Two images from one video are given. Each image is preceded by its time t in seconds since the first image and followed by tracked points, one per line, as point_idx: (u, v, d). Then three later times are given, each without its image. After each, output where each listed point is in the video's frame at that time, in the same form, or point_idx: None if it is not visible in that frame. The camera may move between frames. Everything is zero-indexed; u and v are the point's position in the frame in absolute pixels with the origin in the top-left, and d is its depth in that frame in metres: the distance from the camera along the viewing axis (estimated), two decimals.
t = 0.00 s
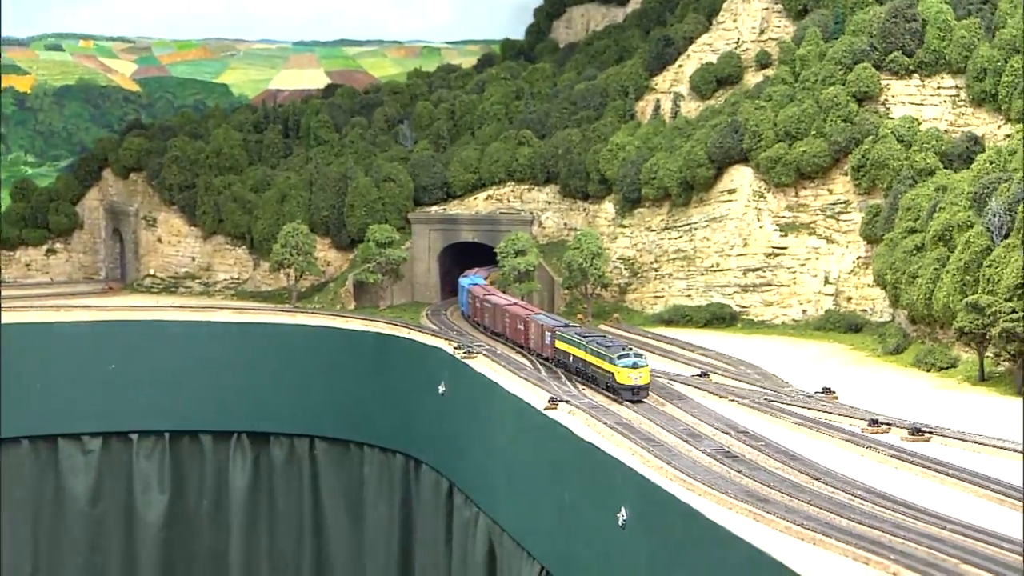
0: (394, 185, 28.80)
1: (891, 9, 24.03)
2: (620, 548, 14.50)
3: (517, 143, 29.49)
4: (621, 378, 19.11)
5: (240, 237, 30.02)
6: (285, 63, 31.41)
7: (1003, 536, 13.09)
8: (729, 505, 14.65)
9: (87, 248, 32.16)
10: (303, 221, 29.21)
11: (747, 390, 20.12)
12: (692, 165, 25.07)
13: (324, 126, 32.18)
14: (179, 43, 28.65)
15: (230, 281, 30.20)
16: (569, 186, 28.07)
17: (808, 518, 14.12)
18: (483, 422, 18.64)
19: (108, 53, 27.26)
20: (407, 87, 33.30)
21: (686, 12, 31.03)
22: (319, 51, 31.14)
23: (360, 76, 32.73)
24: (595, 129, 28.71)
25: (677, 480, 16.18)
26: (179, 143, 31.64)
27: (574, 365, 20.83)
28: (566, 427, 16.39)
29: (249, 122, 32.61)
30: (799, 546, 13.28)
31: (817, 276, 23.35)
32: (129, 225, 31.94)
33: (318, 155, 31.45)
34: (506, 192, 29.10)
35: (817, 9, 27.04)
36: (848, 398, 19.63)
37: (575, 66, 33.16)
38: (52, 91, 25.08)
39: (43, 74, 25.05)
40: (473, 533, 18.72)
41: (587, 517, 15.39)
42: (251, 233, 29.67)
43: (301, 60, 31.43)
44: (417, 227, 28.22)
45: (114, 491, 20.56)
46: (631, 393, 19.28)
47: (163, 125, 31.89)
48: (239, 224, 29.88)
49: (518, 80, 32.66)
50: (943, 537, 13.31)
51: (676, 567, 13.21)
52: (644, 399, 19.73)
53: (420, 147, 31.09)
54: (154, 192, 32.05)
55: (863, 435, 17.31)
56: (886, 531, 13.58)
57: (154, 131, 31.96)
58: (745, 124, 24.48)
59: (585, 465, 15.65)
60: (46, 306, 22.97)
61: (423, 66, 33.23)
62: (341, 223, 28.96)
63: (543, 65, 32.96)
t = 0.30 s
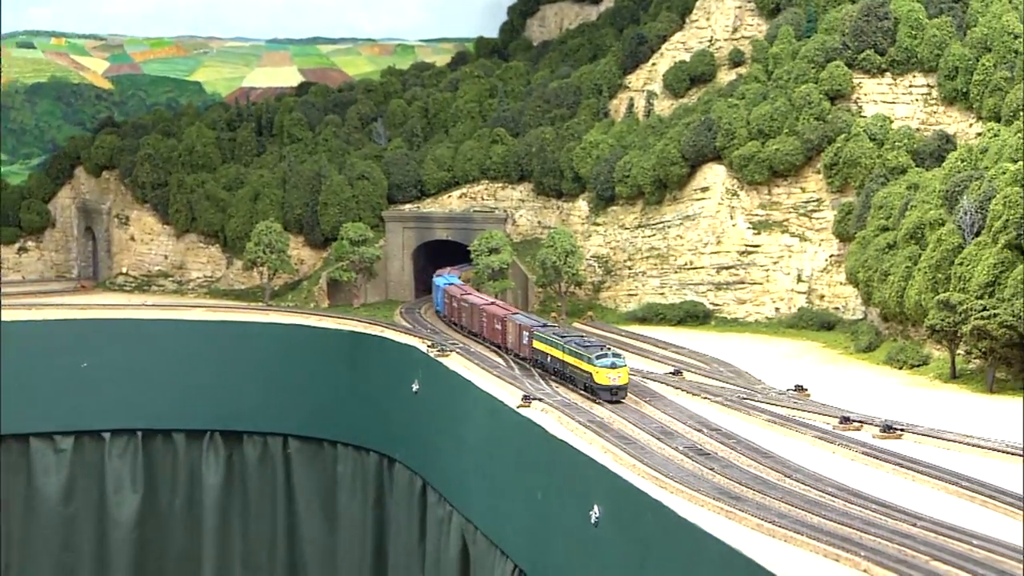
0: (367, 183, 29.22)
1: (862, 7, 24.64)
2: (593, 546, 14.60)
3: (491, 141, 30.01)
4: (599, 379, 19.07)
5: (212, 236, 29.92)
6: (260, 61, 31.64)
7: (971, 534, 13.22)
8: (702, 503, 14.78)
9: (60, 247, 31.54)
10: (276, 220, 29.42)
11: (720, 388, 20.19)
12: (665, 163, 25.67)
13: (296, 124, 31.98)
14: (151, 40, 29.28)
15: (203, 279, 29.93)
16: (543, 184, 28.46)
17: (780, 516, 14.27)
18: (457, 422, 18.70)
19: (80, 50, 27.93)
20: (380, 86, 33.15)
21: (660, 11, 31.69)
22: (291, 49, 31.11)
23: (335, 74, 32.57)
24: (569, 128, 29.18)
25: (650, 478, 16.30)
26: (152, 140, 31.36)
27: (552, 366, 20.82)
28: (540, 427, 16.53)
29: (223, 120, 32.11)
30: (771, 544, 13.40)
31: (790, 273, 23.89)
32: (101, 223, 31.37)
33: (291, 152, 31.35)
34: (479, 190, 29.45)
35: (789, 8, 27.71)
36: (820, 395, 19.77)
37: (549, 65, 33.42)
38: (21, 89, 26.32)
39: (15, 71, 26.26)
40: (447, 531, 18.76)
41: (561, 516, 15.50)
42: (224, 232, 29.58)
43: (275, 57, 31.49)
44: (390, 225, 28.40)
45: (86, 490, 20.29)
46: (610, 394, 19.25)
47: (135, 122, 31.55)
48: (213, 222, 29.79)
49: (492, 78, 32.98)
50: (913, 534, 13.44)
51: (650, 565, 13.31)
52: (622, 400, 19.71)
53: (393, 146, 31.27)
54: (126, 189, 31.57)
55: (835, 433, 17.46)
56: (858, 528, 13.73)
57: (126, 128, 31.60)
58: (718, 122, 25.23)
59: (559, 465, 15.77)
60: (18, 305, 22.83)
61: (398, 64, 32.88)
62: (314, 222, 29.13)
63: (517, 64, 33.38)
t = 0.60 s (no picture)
0: (341, 181, 29.37)
1: (836, 6, 25.43)
2: (568, 543, 14.73)
3: (465, 139, 30.05)
4: (578, 378, 19.07)
5: (187, 234, 30.13)
6: (233, 59, 31.49)
7: (942, 530, 13.27)
8: (675, 501, 14.92)
9: (32, 245, 31.72)
10: (250, 219, 29.67)
11: (694, 386, 20.35)
12: (641, 161, 26.05)
13: (270, 122, 32.13)
14: (125, 36, 28.51)
15: (178, 277, 30.12)
16: (518, 182, 28.60)
17: (752, 513, 14.42)
18: (430, 420, 18.82)
19: (52, 48, 26.72)
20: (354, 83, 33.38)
21: (634, 10, 32.50)
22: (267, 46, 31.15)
23: (308, 71, 32.76)
24: (543, 126, 29.46)
25: (623, 476, 16.41)
26: (126, 139, 31.64)
27: (531, 366, 20.82)
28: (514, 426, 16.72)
29: (197, 118, 32.21)
30: (745, 541, 13.48)
31: (763, 272, 24.26)
32: (75, 222, 31.46)
33: (266, 152, 31.42)
34: (454, 188, 29.61)
35: (762, 7, 28.46)
36: (794, 393, 19.93)
37: (524, 62, 33.89)
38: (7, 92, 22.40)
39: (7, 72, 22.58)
40: (422, 529, 18.84)
41: (535, 515, 15.63)
42: (198, 230, 29.84)
43: (249, 56, 31.44)
44: (366, 223, 28.48)
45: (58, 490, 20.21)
46: (589, 394, 19.23)
47: (109, 121, 31.72)
48: (186, 221, 30.08)
49: (466, 76, 33.12)
50: (885, 531, 13.48)
51: (625, 560, 13.42)
52: (602, 401, 19.69)
53: (368, 144, 31.44)
54: (100, 187, 31.73)
55: (807, 431, 17.61)
56: (828, 525, 13.84)
57: (100, 126, 31.85)
58: (693, 122, 25.74)
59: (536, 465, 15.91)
60: None
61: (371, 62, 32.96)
62: (288, 219, 29.29)
63: (492, 61, 33.46)
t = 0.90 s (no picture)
0: (317, 179, 29.31)
1: (811, 5, 25.84)
2: (544, 541, 14.81)
3: (441, 137, 30.25)
4: (559, 379, 18.99)
5: (162, 232, 30.16)
6: (209, 58, 30.75)
7: (915, 526, 13.31)
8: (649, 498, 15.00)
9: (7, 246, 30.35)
10: (227, 217, 29.68)
11: (670, 383, 20.44)
12: (617, 159, 26.17)
13: (247, 120, 32.10)
14: (101, 35, 26.74)
15: (153, 276, 30.07)
16: (494, 179, 28.83)
17: (727, 510, 14.49)
18: (407, 418, 18.94)
19: (26, 45, 24.95)
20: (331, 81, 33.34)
21: (610, 8, 32.86)
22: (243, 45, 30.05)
23: (284, 69, 31.84)
24: (520, 124, 29.60)
25: (598, 473, 16.50)
26: (100, 137, 31.20)
27: (512, 365, 20.76)
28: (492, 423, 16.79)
29: (172, 116, 31.76)
30: (719, 538, 13.56)
31: (739, 269, 24.36)
32: (49, 220, 31.19)
33: (242, 149, 31.36)
34: (430, 186, 29.87)
35: (739, 5, 28.83)
36: (769, 390, 20.04)
37: (501, 60, 34.18)
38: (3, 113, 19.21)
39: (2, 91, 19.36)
40: (398, 528, 18.96)
41: (511, 513, 15.74)
42: (174, 228, 29.85)
43: (225, 52, 30.62)
44: (342, 222, 28.35)
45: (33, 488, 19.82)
46: (571, 394, 19.17)
47: (83, 118, 30.66)
48: (162, 218, 29.99)
49: (443, 74, 33.44)
50: (859, 528, 13.54)
51: (601, 557, 13.49)
52: (583, 403, 19.63)
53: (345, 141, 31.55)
54: (75, 185, 31.46)
55: (781, 427, 17.72)
56: (802, 522, 13.87)
57: (75, 125, 30.93)
58: (669, 119, 25.79)
59: (514, 462, 15.97)
60: None
61: (348, 60, 32.52)
62: (265, 218, 29.32)
63: (468, 60, 33.85)
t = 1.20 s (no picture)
0: (293, 175, 29.42)
1: (789, 3, 26.41)
2: (520, 537, 14.85)
3: (420, 135, 30.27)
4: (542, 379, 19.05)
5: (139, 230, 30.30)
6: (186, 54, 30.00)
7: (889, 523, 13.36)
8: (624, 495, 15.08)
9: None
10: (204, 214, 29.74)
11: (646, 380, 20.58)
12: (596, 156, 26.53)
13: (224, 117, 31.93)
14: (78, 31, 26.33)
15: (130, 274, 30.20)
16: (471, 177, 29.01)
17: (703, 507, 14.57)
18: (384, 415, 19.00)
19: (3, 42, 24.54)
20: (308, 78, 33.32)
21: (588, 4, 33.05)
22: (220, 42, 29.47)
23: (260, 66, 31.67)
24: (497, 121, 29.72)
25: (575, 471, 16.59)
26: (77, 134, 31.65)
27: (494, 366, 20.81)
28: (469, 420, 16.85)
29: (149, 113, 31.96)
30: (693, 533, 13.62)
31: (717, 266, 24.90)
32: (26, 217, 31.87)
33: (219, 147, 31.36)
34: (409, 184, 29.83)
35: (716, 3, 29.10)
36: (745, 387, 20.19)
37: (478, 57, 34.17)
38: None
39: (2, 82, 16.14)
40: (375, 526, 19.02)
41: (488, 510, 15.81)
42: (151, 226, 30.03)
43: (202, 50, 29.93)
44: (320, 219, 28.76)
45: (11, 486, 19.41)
46: (553, 395, 19.22)
47: (59, 116, 31.84)
48: (138, 216, 30.22)
49: (420, 71, 33.43)
50: (833, 525, 13.60)
51: (576, 553, 13.53)
52: (565, 402, 19.69)
53: (322, 139, 31.56)
54: (52, 182, 31.85)
55: (758, 424, 17.86)
56: (777, 518, 13.93)
57: (51, 121, 31.79)
58: (646, 117, 26.23)
59: (490, 459, 16.02)
60: None
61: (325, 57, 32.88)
62: (242, 214, 29.41)
63: (447, 56, 33.74)
